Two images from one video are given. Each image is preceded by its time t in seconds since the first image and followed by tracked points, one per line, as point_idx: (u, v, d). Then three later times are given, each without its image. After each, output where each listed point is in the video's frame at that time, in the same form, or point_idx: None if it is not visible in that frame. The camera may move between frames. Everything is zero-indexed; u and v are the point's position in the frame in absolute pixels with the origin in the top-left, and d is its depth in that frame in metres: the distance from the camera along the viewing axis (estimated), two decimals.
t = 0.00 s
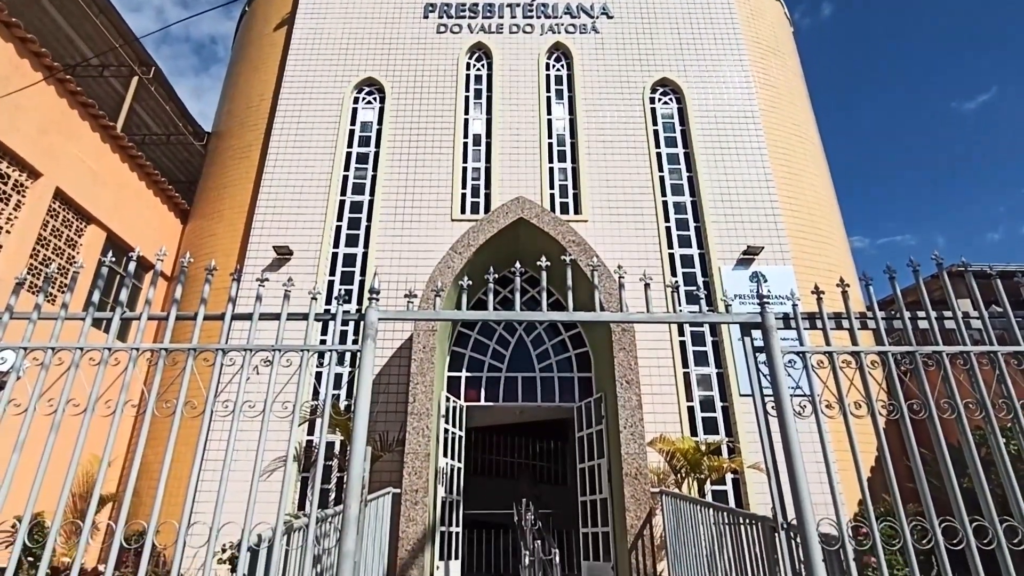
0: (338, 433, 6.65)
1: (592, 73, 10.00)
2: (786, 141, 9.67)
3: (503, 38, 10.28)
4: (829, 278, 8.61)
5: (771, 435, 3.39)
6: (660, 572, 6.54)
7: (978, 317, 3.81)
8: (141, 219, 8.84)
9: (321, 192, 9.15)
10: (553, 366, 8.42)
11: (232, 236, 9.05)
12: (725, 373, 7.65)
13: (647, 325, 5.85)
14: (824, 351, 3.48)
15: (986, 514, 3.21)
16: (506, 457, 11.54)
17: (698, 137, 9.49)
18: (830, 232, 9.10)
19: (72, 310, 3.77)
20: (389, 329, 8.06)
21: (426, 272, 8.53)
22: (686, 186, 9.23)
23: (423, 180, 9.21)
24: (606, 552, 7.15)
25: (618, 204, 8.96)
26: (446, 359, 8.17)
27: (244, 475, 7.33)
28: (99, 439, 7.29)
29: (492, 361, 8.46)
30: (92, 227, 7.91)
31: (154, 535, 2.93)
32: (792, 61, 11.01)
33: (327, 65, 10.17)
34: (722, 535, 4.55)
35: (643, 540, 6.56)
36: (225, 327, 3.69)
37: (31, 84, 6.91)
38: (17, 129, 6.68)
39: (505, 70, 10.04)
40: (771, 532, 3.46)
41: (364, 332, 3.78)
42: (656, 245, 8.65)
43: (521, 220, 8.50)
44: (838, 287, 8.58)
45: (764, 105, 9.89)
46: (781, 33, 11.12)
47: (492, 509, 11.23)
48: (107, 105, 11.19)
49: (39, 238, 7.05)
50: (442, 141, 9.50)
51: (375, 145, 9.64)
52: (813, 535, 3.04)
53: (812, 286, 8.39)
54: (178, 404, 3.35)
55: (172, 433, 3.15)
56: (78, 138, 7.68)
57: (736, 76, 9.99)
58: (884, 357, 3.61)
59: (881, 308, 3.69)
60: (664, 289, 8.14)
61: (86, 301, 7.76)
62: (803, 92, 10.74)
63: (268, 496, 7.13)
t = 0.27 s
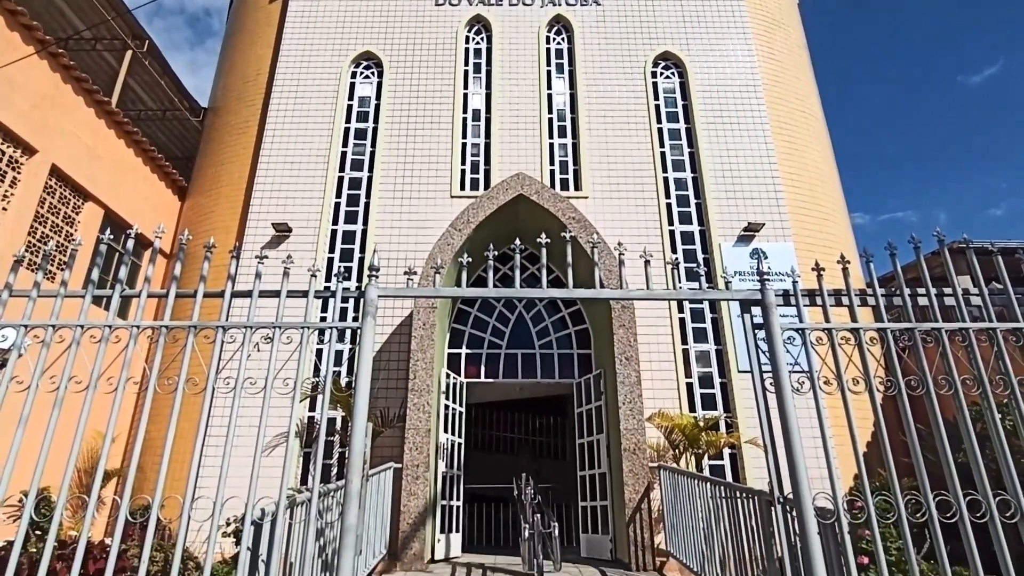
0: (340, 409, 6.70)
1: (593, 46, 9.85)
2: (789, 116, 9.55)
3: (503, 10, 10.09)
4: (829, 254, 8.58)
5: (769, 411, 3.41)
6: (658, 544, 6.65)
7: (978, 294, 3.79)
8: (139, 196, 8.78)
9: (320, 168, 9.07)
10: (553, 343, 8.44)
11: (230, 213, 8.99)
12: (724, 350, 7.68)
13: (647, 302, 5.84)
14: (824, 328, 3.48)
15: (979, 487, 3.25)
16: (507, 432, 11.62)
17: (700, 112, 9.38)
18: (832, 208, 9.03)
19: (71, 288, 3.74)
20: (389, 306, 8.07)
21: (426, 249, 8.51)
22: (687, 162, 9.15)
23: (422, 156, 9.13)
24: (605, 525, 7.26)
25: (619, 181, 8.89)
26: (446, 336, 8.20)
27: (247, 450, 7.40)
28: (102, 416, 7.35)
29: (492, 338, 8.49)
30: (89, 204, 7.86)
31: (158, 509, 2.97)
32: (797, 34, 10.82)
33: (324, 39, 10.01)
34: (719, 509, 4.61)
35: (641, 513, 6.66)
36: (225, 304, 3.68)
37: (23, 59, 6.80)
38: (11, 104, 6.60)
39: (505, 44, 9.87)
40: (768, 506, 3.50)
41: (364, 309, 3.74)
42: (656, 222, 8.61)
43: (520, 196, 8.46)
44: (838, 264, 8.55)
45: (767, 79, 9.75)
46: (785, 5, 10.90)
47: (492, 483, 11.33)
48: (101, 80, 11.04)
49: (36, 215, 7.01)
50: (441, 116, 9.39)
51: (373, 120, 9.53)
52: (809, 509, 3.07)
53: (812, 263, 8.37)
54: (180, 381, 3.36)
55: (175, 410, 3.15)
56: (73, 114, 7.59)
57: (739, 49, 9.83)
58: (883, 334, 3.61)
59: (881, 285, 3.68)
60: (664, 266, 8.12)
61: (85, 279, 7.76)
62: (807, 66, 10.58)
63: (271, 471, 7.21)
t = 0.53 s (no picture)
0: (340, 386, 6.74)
1: (594, 20, 9.69)
2: (792, 91, 9.43)
3: None
4: (830, 232, 8.53)
5: (767, 388, 3.42)
6: (656, 518, 6.74)
7: (979, 271, 3.78)
8: (136, 174, 8.71)
9: (318, 145, 8.99)
10: (552, 321, 8.46)
11: (228, 190, 8.93)
12: (723, 327, 7.69)
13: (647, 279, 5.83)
14: (823, 306, 3.48)
15: (974, 463, 3.28)
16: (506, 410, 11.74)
17: (702, 87, 9.26)
18: (834, 185, 8.96)
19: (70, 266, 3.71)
20: (389, 284, 8.06)
21: (425, 227, 8.48)
22: (689, 138, 9.06)
23: (421, 133, 9.04)
24: (603, 499, 7.36)
25: (619, 157, 8.82)
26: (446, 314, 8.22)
27: (249, 427, 7.45)
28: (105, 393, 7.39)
29: (492, 316, 8.50)
30: (86, 182, 7.80)
31: (163, 485, 2.99)
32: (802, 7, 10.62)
33: (321, 13, 9.85)
34: (716, 484, 4.67)
35: (639, 489, 6.77)
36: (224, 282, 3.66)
37: (14, 33, 6.70)
38: (3, 80, 6.51)
39: (504, 18, 9.71)
40: (765, 480, 3.54)
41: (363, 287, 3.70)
42: (657, 199, 8.56)
43: (520, 173, 8.40)
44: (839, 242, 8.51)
45: (770, 53, 9.60)
46: None
47: (491, 459, 11.47)
48: (94, 54, 10.88)
49: (33, 192, 6.97)
50: (440, 92, 9.27)
51: (371, 96, 9.41)
52: (806, 483, 3.11)
53: (813, 241, 8.34)
54: (181, 358, 3.37)
55: (177, 387, 3.15)
56: (66, 89, 7.49)
57: (743, 23, 9.68)
58: (882, 311, 3.61)
59: (882, 262, 3.66)
60: (664, 243, 8.10)
61: (84, 257, 7.74)
62: (811, 40, 10.41)
63: (274, 447, 7.28)
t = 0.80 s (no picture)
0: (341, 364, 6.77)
1: None
2: (796, 67, 9.29)
3: None
4: (832, 210, 8.48)
5: (766, 365, 3.43)
6: (653, 494, 6.83)
7: (980, 249, 3.77)
8: (133, 151, 8.63)
9: (315, 122, 8.89)
10: (552, 299, 8.46)
11: (225, 168, 8.84)
12: (722, 306, 7.70)
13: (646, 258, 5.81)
14: (822, 284, 3.47)
15: (969, 440, 3.31)
16: (506, 387, 11.87)
17: (704, 63, 9.13)
18: (837, 162, 8.87)
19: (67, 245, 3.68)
20: (389, 262, 8.05)
21: (424, 205, 8.43)
22: (690, 114, 8.95)
23: (419, 109, 8.94)
24: (602, 475, 7.44)
25: (620, 134, 8.73)
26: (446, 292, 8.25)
27: (251, 404, 7.51)
28: (106, 371, 7.43)
29: (492, 294, 8.50)
30: (82, 159, 7.73)
31: (165, 462, 3.02)
32: None
33: None
34: (714, 460, 4.71)
35: (637, 464, 6.87)
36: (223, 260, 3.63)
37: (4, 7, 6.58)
38: None
39: None
40: (762, 457, 3.57)
41: (363, 265, 3.67)
42: (657, 176, 8.50)
43: (520, 150, 8.32)
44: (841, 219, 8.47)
45: (774, 27, 9.44)
46: None
47: (491, 436, 11.60)
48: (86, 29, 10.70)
49: (29, 170, 6.91)
50: (438, 68, 9.14)
51: (369, 72, 9.27)
52: (802, 460, 3.13)
53: (814, 218, 8.30)
54: (181, 337, 3.37)
55: (177, 366, 3.15)
56: (59, 65, 7.39)
57: None
58: (882, 290, 3.60)
59: (883, 241, 3.64)
60: (664, 221, 8.06)
61: (82, 235, 7.71)
62: (816, 14, 10.22)
63: (275, 424, 7.34)
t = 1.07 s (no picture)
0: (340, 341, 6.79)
1: None
2: (799, 39, 9.13)
3: None
4: (833, 186, 8.43)
5: (764, 341, 3.44)
6: (651, 468, 6.91)
7: (980, 225, 3.75)
8: (127, 126, 8.52)
9: (311, 96, 8.77)
10: (551, 276, 8.45)
11: (221, 143, 8.74)
12: (721, 282, 7.70)
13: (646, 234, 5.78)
14: (822, 261, 3.45)
15: (965, 415, 3.33)
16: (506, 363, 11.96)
17: (706, 35, 8.98)
18: (839, 137, 8.78)
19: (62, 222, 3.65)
20: (387, 239, 8.01)
21: (422, 181, 8.37)
22: (691, 89, 8.83)
23: (417, 84, 8.81)
24: (600, 450, 7.52)
25: (620, 109, 8.62)
26: (445, 269, 8.25)
27: (251, 380, 7.55)
28: (106, 348, 7.44)
29: (491, 271, 8.49)
30: (75, 135, 7.65)
31: (167, 438, 3.04)
32: None
33: None
34: (711, 435, 4.76)
35: (635, 439, 6.95)
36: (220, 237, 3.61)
37: None
38: None
39: None
40: (759, 431, 3.60)
41: (361, 242, 3.62)
42: (657, 152, 8.42)
43: (519, 125, 8.23)
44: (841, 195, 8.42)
45: None
46: None
47: (491, 411, 11.71)
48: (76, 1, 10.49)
49: (22, 146, 6.84)
50: (435, 41, 8.98)
51: (365, 45, 9.11)
52: (799, 434, 3.16)
53: (814, 194, 8.25)
54: (180, 314, 3.36)
55: (177, 343, 3.15)
56: (49, 37, 7.25)
57: None
58: (882, 266, 3.59)
59: (883, 217, 3.62)
60: (664, 197, 8.02)
61: (78, 212, 7.66)
62: None
63: (276, 400, 7.39)
